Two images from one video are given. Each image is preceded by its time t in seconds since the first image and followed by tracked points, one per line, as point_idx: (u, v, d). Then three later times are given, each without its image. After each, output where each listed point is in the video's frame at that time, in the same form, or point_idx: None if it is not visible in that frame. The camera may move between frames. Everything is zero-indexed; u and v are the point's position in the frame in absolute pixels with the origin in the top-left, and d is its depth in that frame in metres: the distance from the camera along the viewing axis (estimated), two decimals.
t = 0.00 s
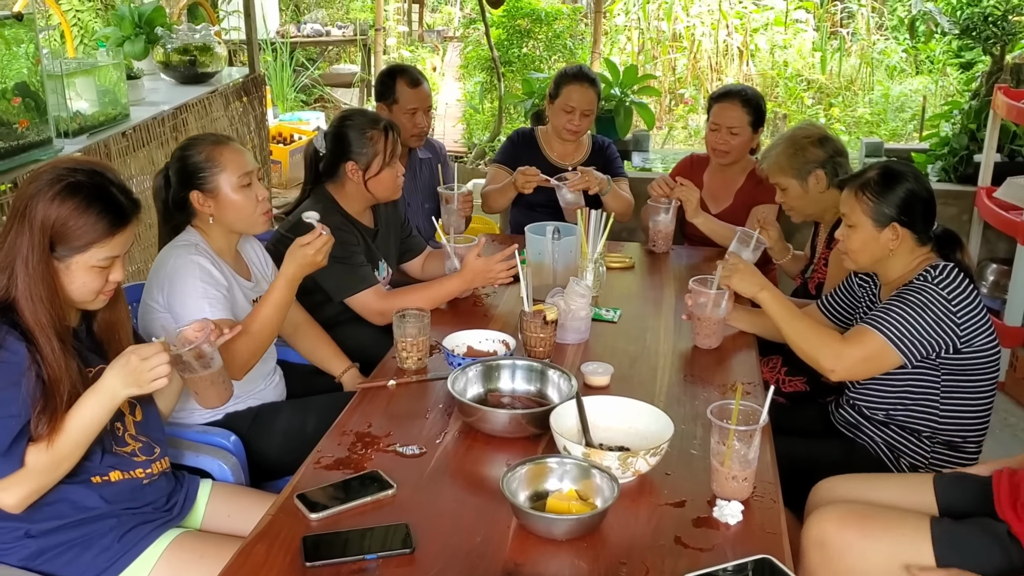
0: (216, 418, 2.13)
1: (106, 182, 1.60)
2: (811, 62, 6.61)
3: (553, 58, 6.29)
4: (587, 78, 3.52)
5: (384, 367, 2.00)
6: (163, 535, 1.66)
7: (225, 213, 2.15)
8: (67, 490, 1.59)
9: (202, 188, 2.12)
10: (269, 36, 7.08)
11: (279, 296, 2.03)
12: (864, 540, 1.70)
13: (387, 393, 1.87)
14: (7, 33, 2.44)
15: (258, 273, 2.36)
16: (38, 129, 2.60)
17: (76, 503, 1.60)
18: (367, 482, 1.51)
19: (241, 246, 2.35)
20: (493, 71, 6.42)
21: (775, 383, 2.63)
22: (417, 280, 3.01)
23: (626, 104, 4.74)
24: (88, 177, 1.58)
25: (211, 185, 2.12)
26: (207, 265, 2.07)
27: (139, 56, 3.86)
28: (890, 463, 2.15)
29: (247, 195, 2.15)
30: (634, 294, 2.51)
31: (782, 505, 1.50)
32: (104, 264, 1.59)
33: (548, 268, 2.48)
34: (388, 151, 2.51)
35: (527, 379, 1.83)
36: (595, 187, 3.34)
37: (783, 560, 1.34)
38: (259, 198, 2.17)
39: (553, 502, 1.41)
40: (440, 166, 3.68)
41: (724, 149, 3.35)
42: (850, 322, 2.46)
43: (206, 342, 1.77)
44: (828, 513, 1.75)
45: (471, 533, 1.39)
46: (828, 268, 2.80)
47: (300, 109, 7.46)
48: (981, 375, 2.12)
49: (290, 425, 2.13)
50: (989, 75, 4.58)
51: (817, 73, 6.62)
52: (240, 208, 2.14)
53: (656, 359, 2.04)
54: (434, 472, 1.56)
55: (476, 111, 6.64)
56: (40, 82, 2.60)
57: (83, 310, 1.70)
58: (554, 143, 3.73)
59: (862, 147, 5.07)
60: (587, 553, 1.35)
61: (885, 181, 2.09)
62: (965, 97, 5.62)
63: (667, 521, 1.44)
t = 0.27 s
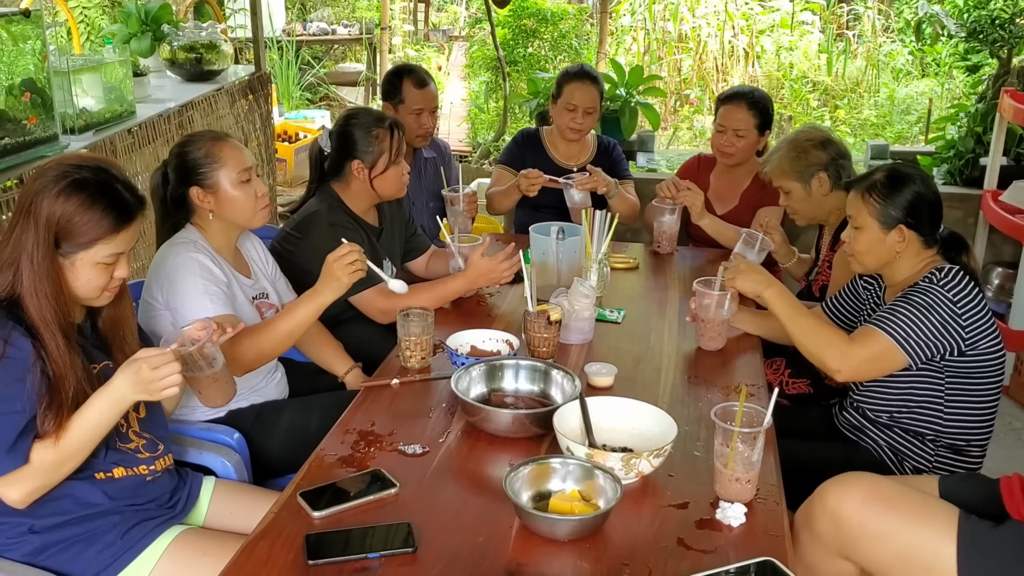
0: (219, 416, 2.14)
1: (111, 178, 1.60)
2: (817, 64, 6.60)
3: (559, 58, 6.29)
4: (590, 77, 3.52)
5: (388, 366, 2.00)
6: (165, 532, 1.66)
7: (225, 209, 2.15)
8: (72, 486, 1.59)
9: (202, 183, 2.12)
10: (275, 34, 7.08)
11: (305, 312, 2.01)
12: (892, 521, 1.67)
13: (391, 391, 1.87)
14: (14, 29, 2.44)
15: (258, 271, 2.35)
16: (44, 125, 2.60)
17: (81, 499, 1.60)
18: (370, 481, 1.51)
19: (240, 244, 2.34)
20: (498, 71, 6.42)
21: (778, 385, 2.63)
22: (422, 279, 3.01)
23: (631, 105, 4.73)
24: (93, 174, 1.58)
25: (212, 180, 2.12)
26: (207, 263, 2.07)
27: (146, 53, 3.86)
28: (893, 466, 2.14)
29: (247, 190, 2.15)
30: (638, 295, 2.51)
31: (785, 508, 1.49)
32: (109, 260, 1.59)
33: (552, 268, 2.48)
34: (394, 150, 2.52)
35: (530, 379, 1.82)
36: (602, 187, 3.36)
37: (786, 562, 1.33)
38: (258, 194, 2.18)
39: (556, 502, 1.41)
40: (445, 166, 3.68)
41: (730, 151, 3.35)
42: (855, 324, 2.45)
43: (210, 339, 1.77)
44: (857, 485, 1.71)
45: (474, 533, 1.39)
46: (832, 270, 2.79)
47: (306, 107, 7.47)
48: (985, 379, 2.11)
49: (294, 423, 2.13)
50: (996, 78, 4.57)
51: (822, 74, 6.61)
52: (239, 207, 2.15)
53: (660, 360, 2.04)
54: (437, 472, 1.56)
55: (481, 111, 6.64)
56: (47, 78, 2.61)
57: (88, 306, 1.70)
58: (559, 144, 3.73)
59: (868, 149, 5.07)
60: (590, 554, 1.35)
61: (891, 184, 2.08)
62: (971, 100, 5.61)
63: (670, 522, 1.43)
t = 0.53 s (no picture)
0: (225, 415, 2.14)
1: (116, 176, 1.60)
2: (823, 63, 6.58)
3: (565, 56, 6.28)
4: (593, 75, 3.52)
5: (393, 365, 2.00)
6: (169, 531, 1.67)
7: (232, 207, 2.15)
8: (77, 484, 1.59)
9: (208, 181, 2.13)
10: (282, 32, 7.09)
11: (324, 321, 2.00)
12: (918, 515, 1.59)
13: (396, 390, 1.87)
14: (20, 28, 2.44)
15: (262, 270, 2.35)
16: (51, 123, 2.61)
17: (86, 497, 1.60)
18: (374, 480, 1.51)
19: (244, 242, 2.34)
20: (504, 70, 6.41)
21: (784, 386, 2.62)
22: (427, 278, 3.01)
23: (637, 104, 4.72)
24: (98, 172, 1.58)
25: (217, 177, 2.12)
26: (212, 262, 2.07)
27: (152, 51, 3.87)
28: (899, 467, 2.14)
29: (251, 188, 2.16)
30: (643, 295, 2.51)
31: (791, 509, 1.49)
32: (114, 259, 1.59)
33: (557, 268, 2.48)
34: (399, 149, 2.51)
35: (535, 379, 1.82)
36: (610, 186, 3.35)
37: (792, 564, 1.33)
38: (265, 190, 2.20)
39: (560, 503, 1.41)
40: (451, 164, 3.68)
41: (737, 151, 3.34)
42: (862, 325, 2.44)
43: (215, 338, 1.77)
44: (888, 471, 1.63)
45: (479, 533, 1.38)
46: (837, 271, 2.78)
47: (312, 106, 7.47)
48: (993, 380, 2.10)
49: (299, 422, 2.13)
50: (1004, 78, 4.54)
51: (829, 74, 6.59)
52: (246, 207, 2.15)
53: (665, 360, 2.03)
54: (441, 472, 1.56)
55: (487, 110, 6.64)
56: (54, 76, 2.62)
57: (94, 305, 1.70)
58: (565, 143, 3.72)
59: (875, 149, 5.05)
60: (594, 554, 1.34)
61: (900, 184, 2.07)
62: (979, 100, 5.59)
63: (675, 522, 1.43)
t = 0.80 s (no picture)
0: (235, 417, 2.13)
1: (127, 178, 1.60)
2: (835, 66, 6.55)
3: (576, 58, 6.27)
4: (601, 74, 3.54)
5: (403, 368, 2.00)
6: (180, 533, 1.67)
7: (255, 206, 2.16)
8: (87, 486, 1.59)
9: (226, 182, 2.12)
10: (293, 34, 7.11)
11: (341, 330, 2.00)
12: (941, 497, 1.61)
13: (406, 393, 1.86)
14: (34, 29, 2.45)
15: (275, 271, 2.35)
16: (63, 124, 2.62)
17: (96, 499, 1.60)
18: (384, 484, 1.51)
19: (259, 245, 2.34)
20: (515, 72, 6.41)
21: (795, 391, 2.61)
22: (438, 280, 3.00)
23: (649, 106, 4.71)
24: (109, 174, 1.58)
25: (239, 177, 2.13)
26: (229, 267, 2.07)
27: (164, 52, 3.88)
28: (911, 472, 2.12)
29: (275, 187, 2.18)
30: (654, 298, 2.50)
31: (804, 515, 1.47)
32: (125, 260, 1.59)
33: (568, 271, 2.47)
34: (412, 154, 2.50)
35: (546, 383, 1.81)
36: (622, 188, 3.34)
37: (805, 571, 1.32)
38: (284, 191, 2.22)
39: (571, 508, 1.40)
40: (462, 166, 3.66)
41: (749, 154, 3.33)
42: (875, 331, 2.42)
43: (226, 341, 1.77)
44: (914, 452, 1.65)
45: (490, 538, 1.38)
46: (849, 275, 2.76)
47: (323, 107, 7.48)
48: (1008, 385, 2.07)
49: (310, 424, 2.13)
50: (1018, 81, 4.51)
51: (841, 77, 6.55)
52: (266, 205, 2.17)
53: (677, 365, 2.02)
54: (452, 475, 1.55)
55: (498, 111, 6.64)
56: (67, 78, 2.63)
57: (105, 306, 1.71)
58: (573, 145, 3.71)
59: (888, 152, 5.02)
60: (606, 560, 1.33)
61: (914, 187, 2.06)
62: (993, 103, 5.55)
63: (687, 528, 1.42)
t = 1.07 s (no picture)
0: (242, 416, 2.12)
1: (130, 175, 1.60)
2: (842, 66, 6.53)
3: (582, 57, 6.26)
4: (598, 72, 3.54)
5: (408, 369, 1.99)
6: (184, 533, 1.67)
7: (276, 207, 2.17)
8: (92, 485, 1.59)
9: (231, 181, 2.12)
10: (300, 32, 7.11)
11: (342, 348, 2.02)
12: (931, 521, 1.57)
13: (411, 394, 1.86)
14: (40, 26, 2.45)
15: (288, 273, 2.34)
16: (70, 122, 2.62)
17: (101, 498, 1.60)
18: (389, 485, 1.50)
19: (273, 246, 2.33)
20: (522, 71, 6.41)
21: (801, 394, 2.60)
22: (443, 280, 3.00)
23: (655, 106, 4.70)
24: (112, 171, 1.58)
25: (266, 181, 2.14)
26: (246, 272, 2.07)
27: (170, 50, 3.88)
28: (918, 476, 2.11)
29: (295, 190, 2.20)
30: (661, 299, 2.49)
31: (810, 519, 1.47)
32: (129, 258, 1.59)
33: (575, 272, 2.47)
34: (419, 156, 2.49)
35: (551, 384, 1.81)
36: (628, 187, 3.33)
37: None
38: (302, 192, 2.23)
39: (577, 510, 1.40)
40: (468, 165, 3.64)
41: (756, 152, 3.31)
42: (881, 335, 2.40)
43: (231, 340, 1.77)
44: (898, 480, 1.61)
45: (495, 540, 1.37)
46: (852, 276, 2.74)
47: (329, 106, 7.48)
48: (1017, 390, 2.06)
49: (315, 424, 2.13)
50: None
51: (848, 77, 6.54)
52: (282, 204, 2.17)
53: (683, 366, 2.02)
54: (457, 476, 1.55)
55: (504, 110, 6.63)
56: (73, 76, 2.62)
57: (110, 305, 1.71)
58: (574, 146, 3.69)
59: (894, 153, 5.00)
60: (611, 563, 1.33)
61: (923, 189, 2.05)
62: (1000, 104, 5.53)
63: (692, 531, 1.41)
